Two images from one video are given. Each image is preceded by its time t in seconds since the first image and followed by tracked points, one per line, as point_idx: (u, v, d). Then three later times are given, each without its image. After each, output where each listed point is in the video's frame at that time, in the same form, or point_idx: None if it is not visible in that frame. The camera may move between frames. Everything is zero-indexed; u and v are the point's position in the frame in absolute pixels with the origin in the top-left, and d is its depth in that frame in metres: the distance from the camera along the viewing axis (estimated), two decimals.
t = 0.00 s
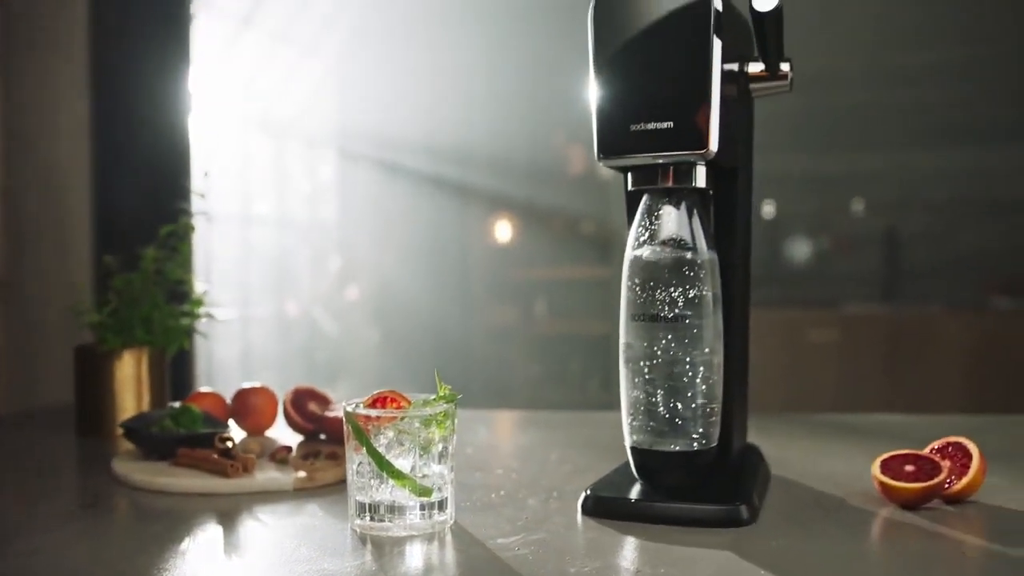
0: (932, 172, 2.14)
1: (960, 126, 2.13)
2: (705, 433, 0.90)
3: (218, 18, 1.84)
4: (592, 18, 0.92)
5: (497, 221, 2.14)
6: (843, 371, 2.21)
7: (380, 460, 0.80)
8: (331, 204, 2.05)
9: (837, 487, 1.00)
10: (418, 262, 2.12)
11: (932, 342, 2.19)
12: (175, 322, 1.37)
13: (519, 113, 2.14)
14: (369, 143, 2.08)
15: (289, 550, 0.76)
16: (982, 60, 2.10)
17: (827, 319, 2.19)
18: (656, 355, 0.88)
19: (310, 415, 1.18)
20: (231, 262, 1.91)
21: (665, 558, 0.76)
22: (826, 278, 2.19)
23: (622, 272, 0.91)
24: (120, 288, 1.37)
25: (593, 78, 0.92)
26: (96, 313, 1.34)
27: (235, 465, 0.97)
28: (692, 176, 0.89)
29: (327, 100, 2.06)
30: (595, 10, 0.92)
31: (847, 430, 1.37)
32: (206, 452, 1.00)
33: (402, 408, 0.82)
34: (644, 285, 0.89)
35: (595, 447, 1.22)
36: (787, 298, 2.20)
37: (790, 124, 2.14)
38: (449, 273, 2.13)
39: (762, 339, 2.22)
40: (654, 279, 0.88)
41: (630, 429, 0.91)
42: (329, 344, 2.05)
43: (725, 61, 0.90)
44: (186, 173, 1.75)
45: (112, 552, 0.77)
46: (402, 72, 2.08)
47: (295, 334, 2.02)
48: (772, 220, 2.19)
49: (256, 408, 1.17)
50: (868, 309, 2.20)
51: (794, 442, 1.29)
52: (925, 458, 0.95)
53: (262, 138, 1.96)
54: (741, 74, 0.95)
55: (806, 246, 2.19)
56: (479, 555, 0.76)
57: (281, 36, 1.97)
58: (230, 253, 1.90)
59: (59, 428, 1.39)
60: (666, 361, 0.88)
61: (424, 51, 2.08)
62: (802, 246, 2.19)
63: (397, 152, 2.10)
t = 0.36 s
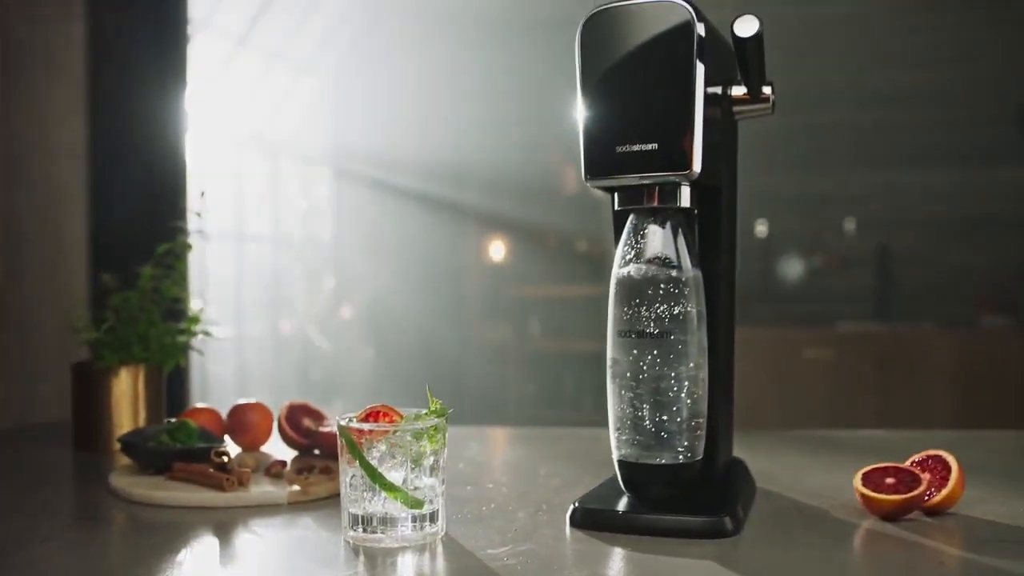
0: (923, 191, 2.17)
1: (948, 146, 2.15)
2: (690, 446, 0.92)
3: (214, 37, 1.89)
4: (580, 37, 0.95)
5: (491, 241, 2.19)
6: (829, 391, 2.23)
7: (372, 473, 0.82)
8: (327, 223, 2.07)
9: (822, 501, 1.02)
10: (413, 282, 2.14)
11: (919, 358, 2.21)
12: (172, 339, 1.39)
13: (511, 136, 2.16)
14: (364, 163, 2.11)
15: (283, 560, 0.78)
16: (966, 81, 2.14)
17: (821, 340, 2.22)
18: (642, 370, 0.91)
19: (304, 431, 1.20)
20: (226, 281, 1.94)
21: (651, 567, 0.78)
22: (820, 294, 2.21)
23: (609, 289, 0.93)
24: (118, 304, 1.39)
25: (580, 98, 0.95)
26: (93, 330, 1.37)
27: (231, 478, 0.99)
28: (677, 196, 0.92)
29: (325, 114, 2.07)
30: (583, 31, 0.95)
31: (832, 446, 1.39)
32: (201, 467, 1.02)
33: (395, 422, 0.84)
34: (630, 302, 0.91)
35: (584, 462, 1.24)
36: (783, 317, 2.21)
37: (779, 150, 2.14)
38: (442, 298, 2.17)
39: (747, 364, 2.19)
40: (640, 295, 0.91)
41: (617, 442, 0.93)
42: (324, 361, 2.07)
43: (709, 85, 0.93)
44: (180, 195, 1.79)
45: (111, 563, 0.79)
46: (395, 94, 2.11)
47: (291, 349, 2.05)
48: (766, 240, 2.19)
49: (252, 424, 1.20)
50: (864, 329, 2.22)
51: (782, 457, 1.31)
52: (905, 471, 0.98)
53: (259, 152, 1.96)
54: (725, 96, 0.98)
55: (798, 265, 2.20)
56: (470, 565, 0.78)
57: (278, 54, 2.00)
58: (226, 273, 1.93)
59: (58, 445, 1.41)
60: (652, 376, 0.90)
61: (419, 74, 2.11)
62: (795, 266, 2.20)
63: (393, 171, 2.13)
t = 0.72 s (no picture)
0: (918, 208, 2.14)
1: (942, 160, 2.14)
2: (679, 456, 0.94)
3: (210, 53, 1.93)
4: (571, 53, 0.97)
5: (486, 255, 2.19)
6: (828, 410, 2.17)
7: (367, 482, 0.84)
8: (323, 237, 2.09)
9: (811, 512, 1.04)
10: (408, 297, 2.16)
11: (919, 372, 2.15)
12: (170, 352, 1.41)
13: (508, 153, 2.19)
14: (361, 178, 2.13)
15: (280, 568, 0.80)
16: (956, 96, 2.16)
17: (816, 353, 2.18)
18: (632, 382, 0.92)
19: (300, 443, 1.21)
20: (222, 294, 1.96)
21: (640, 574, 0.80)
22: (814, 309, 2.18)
23: (600, 302, 0.95)
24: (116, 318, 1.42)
25: (570, 114, 0.98)
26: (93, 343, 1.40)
27: (227, 489, 1.00)
28: (666, 211, 0.94)
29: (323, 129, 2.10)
30: (574, 48, 0.97)
31: (822, 457, 1.41)
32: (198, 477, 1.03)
33: (389, 433, 0.86)
34: (621, 315, 0.93)
35: (577, 472, 1.26)
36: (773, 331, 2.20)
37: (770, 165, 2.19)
38: (440, 314, 2.18)
39: (742, 376, 2.20)
40: (630, 308, 0.92)
41: (608, 452, 0.95)
42: (321, 380, 2.09)
43: (697, 101, 0.95)
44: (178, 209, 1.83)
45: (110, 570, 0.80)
46: (392, 112, 2.14)
47: (286, 365, 2.05)
48: (760, 254, 2.20)
49: (248, 435, 1.21)
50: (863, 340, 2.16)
51: (773, 468, 1.32)
52: (892, 480, 1.00)
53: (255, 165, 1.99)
54: (714, 113, 1.00)
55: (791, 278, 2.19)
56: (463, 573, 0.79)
57: (276, 69, 2.03)
58: (221, 285, 1.96)
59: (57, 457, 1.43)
60: (641, 387, 0.92)
61: (416, 93, 2.15)
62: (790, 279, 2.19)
63: (389, 188, 2.15)
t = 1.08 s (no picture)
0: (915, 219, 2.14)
1: (935, 170, 2.13)
2: (670, 465, 0.95)
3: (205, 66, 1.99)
4: (566, 65, 0.99)
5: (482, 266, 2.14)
6: (824, 420, 2.16)
7: (362, 489, 0.85)
8: (321, 247, 2.09)
9: (803, 521, 1.05)
10: (406, 303, 2.12)
11: (912, 381, 2.14)
12: (167, 363, 1.43)
13: (505, 157, 2.14)
14: (357, 188, 2.11)
15: None
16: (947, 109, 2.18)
17: (810, 364, 2.17)
18: (623, 391, 0.94)
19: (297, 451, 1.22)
20: (217, 305, 2.03)
21: None
22: (805, 322, 2.17)
23: (593, 312, 0.97)
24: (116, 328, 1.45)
25: (564, 127, 0.99)
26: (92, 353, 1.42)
27: (224, 497, 1.02)
28: (657, 223, 0.95)
29: (321, 138, 2.10)
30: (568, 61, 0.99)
31: (812, 466, 1.43)
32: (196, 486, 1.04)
33: (385, 441, 0.87)
34: (613, 325, 0.94)
35: (570, 481, 1.28)
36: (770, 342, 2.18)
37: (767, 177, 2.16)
38: (435, 322, 2.13)
39: (738, 390, 2.17)
40: (622, 319, 0.94)
41: (601, 461, 0.96)
42: (316, 390, 2.09)
43: (688, 115, 0.97)
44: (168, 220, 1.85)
45: None
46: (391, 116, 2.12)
47: (282, 375, 2.07)
48: (756, 265, 2.18)
49: (245, 445, 1.22)
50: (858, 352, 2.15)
51: (765, 477, 1.34)
52: (881, 488, 1.00)
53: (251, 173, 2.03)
54: (704, 126, 1.02)
55: (784, 288, 2.18)
56: None
57: (274, 80, 2.06)
58: (218, 296, 2.02)
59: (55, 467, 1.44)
60: (633, 396, 0.93)
61: (417, 97, 2.12)
62: (784, 291, 2.18)
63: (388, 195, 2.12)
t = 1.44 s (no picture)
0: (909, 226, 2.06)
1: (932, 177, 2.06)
2: (664, 470, 0.96)
3: (203, 76, 2.03)
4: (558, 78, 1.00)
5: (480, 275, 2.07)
6: (827, 426, 2.09)
7: (359, 496, 0.86)
8: (317, 257, 2.06)
9: (795, 527, 1.07)
10: (400, 312, 2.07)
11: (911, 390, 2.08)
12: (165, 371, 1.46)
13: (497, 147, 2.06)
14: (353, 194, 2.07)
15: None
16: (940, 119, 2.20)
17: (809, 373, 2.10)
18: (616, 398, 0.95)
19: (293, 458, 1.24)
20: (218, 312, 2.04)
21: None
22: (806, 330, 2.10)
23: (586, 320, 0.98)
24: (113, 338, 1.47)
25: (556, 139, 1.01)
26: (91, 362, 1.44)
27: (221, 504, 1.03)
28: (649, 233, 0.97)
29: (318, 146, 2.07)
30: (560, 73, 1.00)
31: (804, 473, 1.45)
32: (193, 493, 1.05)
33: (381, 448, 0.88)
34: (607, 334, 0.96)
35: (563, 488, 1.29)
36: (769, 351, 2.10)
37: (761, 185, 2.08)
38: (429, 328, 2.06)
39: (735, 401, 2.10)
40: (615, 327, 0.95)
41: (595, 468, 0.97)
42: (311, 398, 2.06)
43: (680, 126, 0.98)
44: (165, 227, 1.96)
45: None
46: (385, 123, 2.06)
47: (280, 382, 2.05)
48: (753, 272, 2.10)
49: (242, 452, 1.24)
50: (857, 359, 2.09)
51: (761, 485, 1.34)
52: (871, 495, 1.03)
53: (250, 178, 2.04)
54: (696, 138, 1.04)
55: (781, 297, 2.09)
56: None
57: (270, 91, 2.06)
58: (218, 305, 2.04)
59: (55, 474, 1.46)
60: (626, 403, 0.95)
61: (417, 104, 2.06)
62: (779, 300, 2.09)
63: (376, 194, 2.07)
